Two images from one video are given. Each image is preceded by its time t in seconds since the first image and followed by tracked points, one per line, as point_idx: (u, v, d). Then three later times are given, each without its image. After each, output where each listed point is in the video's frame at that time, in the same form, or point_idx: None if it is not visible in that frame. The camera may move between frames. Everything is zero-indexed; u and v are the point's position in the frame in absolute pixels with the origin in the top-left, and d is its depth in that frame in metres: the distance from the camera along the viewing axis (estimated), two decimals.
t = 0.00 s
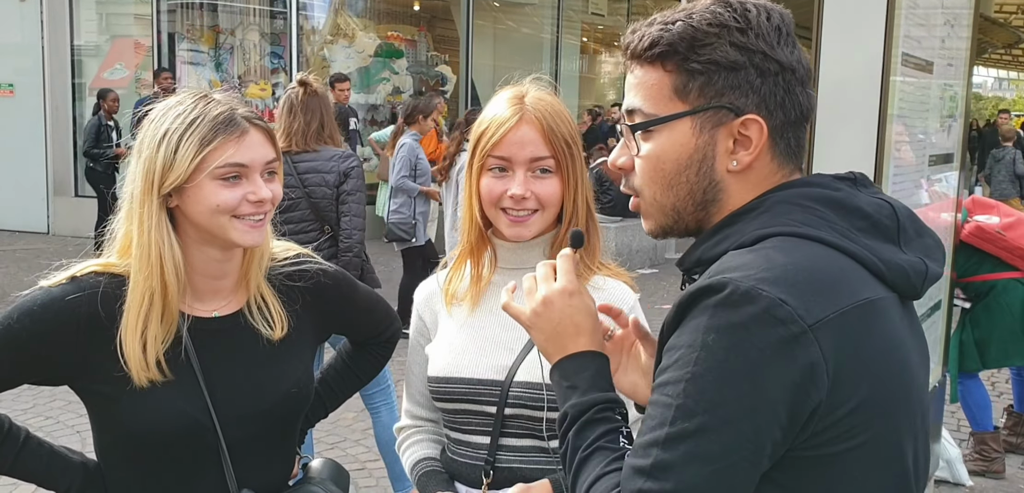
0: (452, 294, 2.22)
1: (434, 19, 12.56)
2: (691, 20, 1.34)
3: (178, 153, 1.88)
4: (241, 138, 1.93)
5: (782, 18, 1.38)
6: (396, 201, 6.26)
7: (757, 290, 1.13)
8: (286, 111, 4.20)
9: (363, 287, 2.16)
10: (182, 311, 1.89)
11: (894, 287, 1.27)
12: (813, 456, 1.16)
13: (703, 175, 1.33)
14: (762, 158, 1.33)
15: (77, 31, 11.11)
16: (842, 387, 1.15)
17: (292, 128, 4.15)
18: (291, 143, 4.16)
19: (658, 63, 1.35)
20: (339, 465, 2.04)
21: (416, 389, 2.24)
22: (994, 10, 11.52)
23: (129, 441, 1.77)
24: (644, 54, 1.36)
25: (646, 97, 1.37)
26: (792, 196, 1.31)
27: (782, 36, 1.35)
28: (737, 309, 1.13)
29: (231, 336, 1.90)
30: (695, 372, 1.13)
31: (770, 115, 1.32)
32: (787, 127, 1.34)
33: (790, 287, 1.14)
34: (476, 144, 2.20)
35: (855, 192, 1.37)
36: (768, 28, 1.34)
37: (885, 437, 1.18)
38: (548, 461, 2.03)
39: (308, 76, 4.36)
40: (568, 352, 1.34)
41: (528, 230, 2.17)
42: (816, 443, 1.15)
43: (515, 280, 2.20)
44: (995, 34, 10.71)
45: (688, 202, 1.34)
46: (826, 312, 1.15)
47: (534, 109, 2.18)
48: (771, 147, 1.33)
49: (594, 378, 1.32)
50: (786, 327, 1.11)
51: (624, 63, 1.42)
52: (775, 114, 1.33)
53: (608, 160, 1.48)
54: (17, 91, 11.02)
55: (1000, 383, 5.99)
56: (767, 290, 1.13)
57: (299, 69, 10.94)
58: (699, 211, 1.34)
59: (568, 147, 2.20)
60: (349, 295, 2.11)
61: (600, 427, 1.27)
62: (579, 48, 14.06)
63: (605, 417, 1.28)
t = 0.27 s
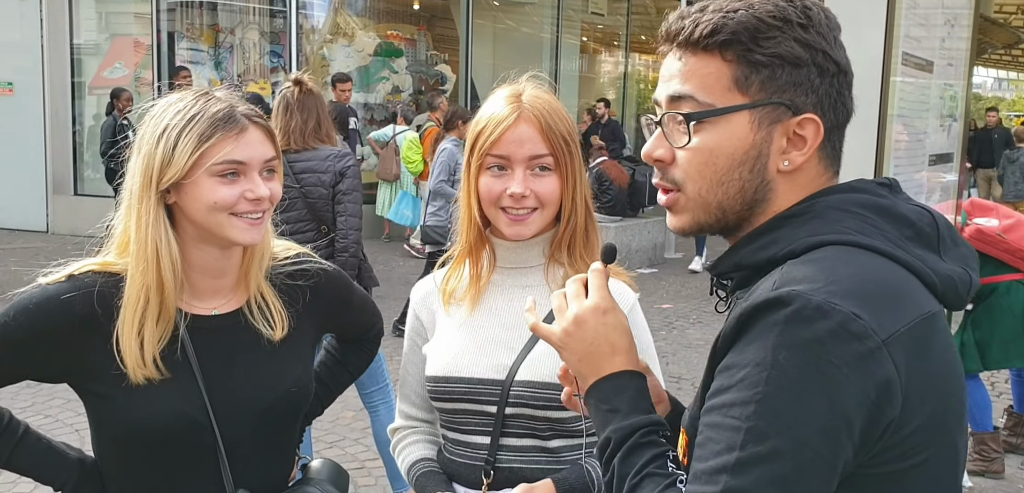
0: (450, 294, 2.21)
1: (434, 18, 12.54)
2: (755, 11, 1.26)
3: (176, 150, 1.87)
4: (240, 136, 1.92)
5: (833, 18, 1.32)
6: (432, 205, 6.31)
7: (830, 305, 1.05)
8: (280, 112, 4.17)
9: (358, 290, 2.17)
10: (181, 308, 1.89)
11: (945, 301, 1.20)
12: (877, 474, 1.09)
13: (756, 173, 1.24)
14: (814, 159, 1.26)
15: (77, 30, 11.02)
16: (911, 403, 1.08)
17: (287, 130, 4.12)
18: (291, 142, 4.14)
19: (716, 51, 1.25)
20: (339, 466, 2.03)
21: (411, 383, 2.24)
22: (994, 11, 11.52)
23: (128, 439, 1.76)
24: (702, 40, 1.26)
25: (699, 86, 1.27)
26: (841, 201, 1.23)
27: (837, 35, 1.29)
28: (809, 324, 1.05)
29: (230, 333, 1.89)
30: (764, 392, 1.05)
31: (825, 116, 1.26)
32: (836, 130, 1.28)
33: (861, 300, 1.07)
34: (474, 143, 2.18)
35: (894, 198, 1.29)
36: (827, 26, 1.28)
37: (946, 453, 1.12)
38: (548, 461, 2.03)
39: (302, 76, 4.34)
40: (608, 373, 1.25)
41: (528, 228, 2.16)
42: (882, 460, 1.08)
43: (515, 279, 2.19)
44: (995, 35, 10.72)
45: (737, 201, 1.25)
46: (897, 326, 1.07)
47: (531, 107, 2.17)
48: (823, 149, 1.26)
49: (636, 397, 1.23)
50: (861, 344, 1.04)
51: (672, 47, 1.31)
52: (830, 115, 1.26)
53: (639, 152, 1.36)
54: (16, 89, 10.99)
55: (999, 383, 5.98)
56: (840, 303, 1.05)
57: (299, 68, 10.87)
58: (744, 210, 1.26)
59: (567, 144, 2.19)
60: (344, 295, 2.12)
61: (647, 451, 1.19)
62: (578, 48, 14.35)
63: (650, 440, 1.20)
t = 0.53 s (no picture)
0: (449, 291, 2.20)
1: (434, 17, 12.52)
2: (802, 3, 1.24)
3: (177, 150, 1.86)
4: (240, 135, 1.90)
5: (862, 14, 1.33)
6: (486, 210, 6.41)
7: (880, 314, 1.01)
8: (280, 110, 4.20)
9: (349, 297, 2.18)
10: (183, 305, 1.88)
11: (975, 303, 1.19)
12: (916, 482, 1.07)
13: (804, 171, 1.23)
14: (852, 156, 1.27)
15: (76, 28, 11.05)
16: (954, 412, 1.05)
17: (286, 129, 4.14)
18: (290, 140, 4.17)
19: (763, 43, 1.23)
20: (342, 465, 2.03)
21: (409, 381, 2.24)
22: (994, 10, 11.50)
23: (132, 437, 1.75)
24: (749, 31, 1.22)
25: (744, 81, 1.23)
26: (874, 202, 1.22)
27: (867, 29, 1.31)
28: (860, 334, 1.01)
29: (231, 331, 1.89)
30: (813, 405, 1.00)
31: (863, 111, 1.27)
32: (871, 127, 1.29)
33: (908, 307, 1.04)
34: (474, 139, 2.18)
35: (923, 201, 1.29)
36: (861, 20, 1.29)
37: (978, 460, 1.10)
38: (549, 460, 2.03)
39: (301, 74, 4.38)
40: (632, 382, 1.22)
41: (529, 226, 2.16)
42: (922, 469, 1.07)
43: (515, 276, 2.19)
44: (995, 34, 10.71)
45: (783, 200, 1.23)
46: (943, 334, 1.04)
47: (531, 103, 2.16)
48: (861, 145, 1.27)
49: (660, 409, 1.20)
50: (913, 353, 1.00)
51: (712, 37, 1.26)
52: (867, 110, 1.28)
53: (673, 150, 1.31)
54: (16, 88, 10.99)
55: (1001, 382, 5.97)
56: (890, 312, 1.02)
57: (298, 66, 10.92)
58: (786, 209, 1.24)
59: (567, 140, 2.18)
60: (339, 295, 2.13)
61: (678, 465, 1.15)
62: (578, 46, 14.36)
63: (681, 454, 1.17)
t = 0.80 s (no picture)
0: (449, 289, 2.21)
1: (434, 16, 12.52)
2: (776, 2, 1.24)
3: (181, 149, 1.87)
4: (244, 135, 1.91)
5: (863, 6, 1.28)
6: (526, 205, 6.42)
7: (892, 325, 1.01)
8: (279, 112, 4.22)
9: (353, 295, 2.20)
10: (187, 303, 1.89)
11: (983, 308, 1.19)
12: None
13: (779, 173, 1.22)
14: (839, 156, 1.24)
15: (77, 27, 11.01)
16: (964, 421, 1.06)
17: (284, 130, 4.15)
18: (292, 138, 4.17)
19: (735, 46, 1.24)
20: (344, 464, 2.04)
21: (410, 379, 2.25)
22: (995, 10, 11.52)
23: (131, 434, 1.76)
24: (720, 36, 1.25)
25: (715, 84, 1.26)
26: (887, 208, 1.21)
27: (864, 25, 1.26)
28: (872, 346, 1.01)
29: (234, 329, 1.89)
30: (825, 418, 1.01)
31: (851, 110, 1.23)
32: (865, 126, 1.25)
33: (919, 319, 1.04)
34: (477, 136, 2.18)
35: (928, 205, 1.30)
36: (852, 16, 1.25)
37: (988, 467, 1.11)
38: (551, 458, 2.04)
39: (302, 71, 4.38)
40: (633, 397, 1.24)
41: (532, 223, 2.17)
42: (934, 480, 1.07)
43: (515, 274, 2.20)
44: (997, 34, 10.72)
45: (760, 202, 1.23)
46: (955, 345, 1.04)
47: (537, 100, 2.17)
48: (850, 146, 1.24)
49: (662, 425, 1.21)
50: (927, 365, 1.00)
51: (691, 43, 1.30)
52: (857, 109, 1.23)
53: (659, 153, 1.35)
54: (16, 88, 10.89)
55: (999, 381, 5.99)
56: (902, 324, 1.02)
57: (298, 65, 10.97)
58: (768, 212, 1.24)
59: (570, 138, 2.19)
60: (342, 294, 2.15)
61: (682, 479, 1.16)
62: (578, 46, 14.37)
63: (684, 468, 1.17)
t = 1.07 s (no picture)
0: (449, 289, 2.21)
1: (434, 16, 12.55)
2: (745, 4, 1.27)
3: (181, 148, 1.87)
4: (244, 134, 1.92)
5: (846, 5, 1.28)
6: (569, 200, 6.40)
7: (865, 331, 1.02)
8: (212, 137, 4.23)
9: (355, 294, 2.20)
10: (188, 301, 1.89)
11: (968, 308, 1.19)
12: None
13: (748, 171, 1.26)
14: (813, 155, 1.25)
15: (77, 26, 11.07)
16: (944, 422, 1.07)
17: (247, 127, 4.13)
18: (291, 137, 4.18)
19: (706, 48, 1.30)
20: (344, 462, 2.05)
21: (413, 378, 2.27)
22: (994, 11, 11.55)
23: (129, 435, 1.77)
24: (692, 39, 1.31)
25: (692, 86, 1.31)
26: (867, 209, 1.22)
27: (843, 23, 1.26)
28: (845, 351, 1.01)
29: (235, 328, 1.90)
30: (799, 424, 1.01)
31: (824, 109, 1.24)
32: (841, 125, 1.25)
33: (893, 322, 1.04)
34: (477, 136, 2.19)
35: (913, 202, 1.29)
36: (828, 14, 1.25)
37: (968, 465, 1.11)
38: (552, 458, 2.05)
39: (303, 70, 4.35)
40: (625, 403, 1.26)
41: (533, 223, 2.17)
42: (915, 481, 1.07)
43: (517, 273, 2.20)
44: (997, 34, 10.75)
45: (731, 200, 1.27)
46: (929, 347, 1.05)
47: (535, 99, 2.18)
48: (824, 144, 1.25)
49: (653, 430, 1.23)
50: (898, 369, 1.00)
51: (675, 47, 1.36)
52: (830, 108, 1.24)
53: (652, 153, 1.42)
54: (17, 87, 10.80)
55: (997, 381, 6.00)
56: (875, 328, 1.02)
57: (298, 65, 11.05)
58: (743, 210, 1.28)
59: (568, 136, 2.20)
60: (344, 292, 2.16)
61: (670, 484, 1.16)
62: (578, 46, 14.38)
63: (673, 474, 1.18)
